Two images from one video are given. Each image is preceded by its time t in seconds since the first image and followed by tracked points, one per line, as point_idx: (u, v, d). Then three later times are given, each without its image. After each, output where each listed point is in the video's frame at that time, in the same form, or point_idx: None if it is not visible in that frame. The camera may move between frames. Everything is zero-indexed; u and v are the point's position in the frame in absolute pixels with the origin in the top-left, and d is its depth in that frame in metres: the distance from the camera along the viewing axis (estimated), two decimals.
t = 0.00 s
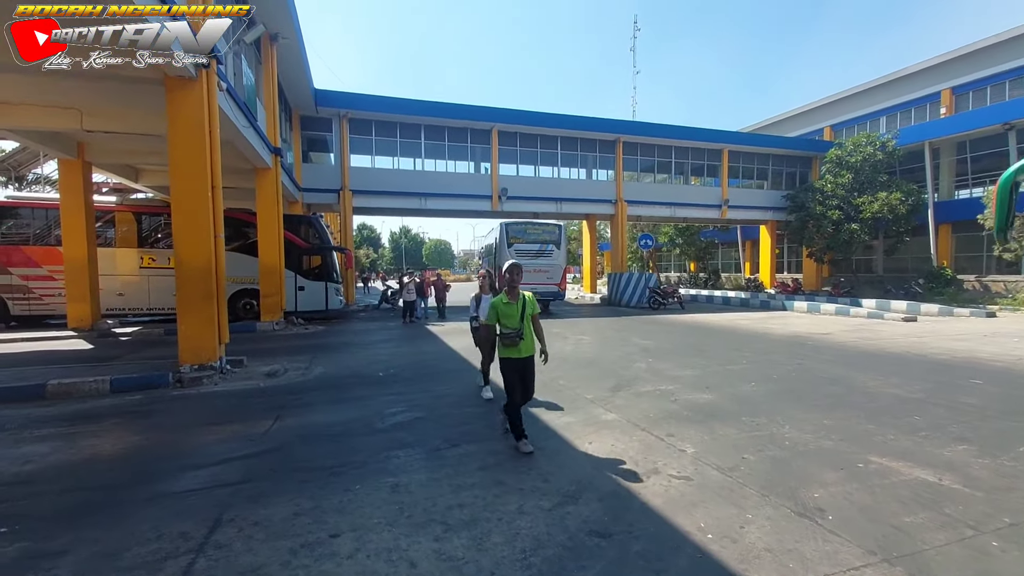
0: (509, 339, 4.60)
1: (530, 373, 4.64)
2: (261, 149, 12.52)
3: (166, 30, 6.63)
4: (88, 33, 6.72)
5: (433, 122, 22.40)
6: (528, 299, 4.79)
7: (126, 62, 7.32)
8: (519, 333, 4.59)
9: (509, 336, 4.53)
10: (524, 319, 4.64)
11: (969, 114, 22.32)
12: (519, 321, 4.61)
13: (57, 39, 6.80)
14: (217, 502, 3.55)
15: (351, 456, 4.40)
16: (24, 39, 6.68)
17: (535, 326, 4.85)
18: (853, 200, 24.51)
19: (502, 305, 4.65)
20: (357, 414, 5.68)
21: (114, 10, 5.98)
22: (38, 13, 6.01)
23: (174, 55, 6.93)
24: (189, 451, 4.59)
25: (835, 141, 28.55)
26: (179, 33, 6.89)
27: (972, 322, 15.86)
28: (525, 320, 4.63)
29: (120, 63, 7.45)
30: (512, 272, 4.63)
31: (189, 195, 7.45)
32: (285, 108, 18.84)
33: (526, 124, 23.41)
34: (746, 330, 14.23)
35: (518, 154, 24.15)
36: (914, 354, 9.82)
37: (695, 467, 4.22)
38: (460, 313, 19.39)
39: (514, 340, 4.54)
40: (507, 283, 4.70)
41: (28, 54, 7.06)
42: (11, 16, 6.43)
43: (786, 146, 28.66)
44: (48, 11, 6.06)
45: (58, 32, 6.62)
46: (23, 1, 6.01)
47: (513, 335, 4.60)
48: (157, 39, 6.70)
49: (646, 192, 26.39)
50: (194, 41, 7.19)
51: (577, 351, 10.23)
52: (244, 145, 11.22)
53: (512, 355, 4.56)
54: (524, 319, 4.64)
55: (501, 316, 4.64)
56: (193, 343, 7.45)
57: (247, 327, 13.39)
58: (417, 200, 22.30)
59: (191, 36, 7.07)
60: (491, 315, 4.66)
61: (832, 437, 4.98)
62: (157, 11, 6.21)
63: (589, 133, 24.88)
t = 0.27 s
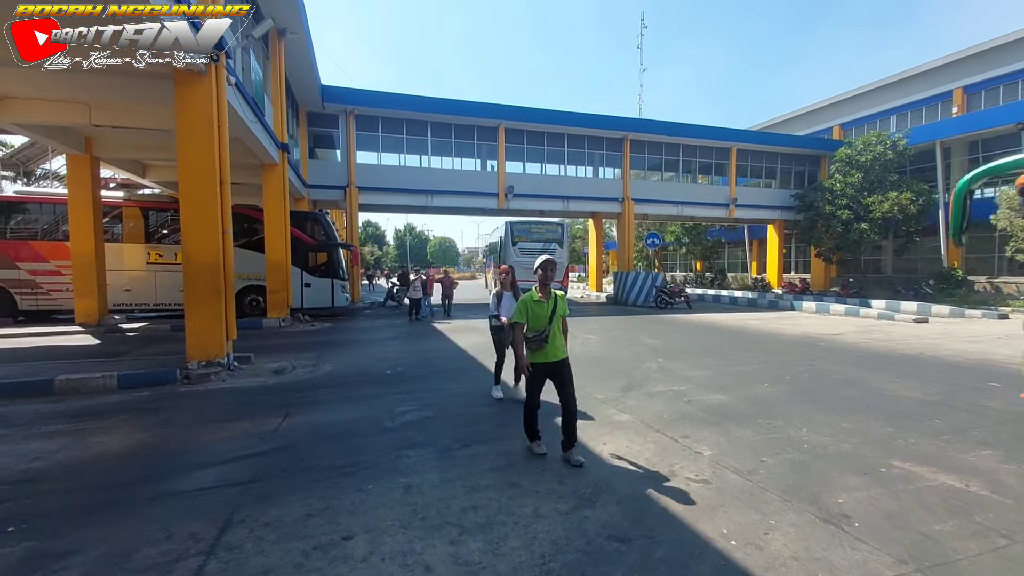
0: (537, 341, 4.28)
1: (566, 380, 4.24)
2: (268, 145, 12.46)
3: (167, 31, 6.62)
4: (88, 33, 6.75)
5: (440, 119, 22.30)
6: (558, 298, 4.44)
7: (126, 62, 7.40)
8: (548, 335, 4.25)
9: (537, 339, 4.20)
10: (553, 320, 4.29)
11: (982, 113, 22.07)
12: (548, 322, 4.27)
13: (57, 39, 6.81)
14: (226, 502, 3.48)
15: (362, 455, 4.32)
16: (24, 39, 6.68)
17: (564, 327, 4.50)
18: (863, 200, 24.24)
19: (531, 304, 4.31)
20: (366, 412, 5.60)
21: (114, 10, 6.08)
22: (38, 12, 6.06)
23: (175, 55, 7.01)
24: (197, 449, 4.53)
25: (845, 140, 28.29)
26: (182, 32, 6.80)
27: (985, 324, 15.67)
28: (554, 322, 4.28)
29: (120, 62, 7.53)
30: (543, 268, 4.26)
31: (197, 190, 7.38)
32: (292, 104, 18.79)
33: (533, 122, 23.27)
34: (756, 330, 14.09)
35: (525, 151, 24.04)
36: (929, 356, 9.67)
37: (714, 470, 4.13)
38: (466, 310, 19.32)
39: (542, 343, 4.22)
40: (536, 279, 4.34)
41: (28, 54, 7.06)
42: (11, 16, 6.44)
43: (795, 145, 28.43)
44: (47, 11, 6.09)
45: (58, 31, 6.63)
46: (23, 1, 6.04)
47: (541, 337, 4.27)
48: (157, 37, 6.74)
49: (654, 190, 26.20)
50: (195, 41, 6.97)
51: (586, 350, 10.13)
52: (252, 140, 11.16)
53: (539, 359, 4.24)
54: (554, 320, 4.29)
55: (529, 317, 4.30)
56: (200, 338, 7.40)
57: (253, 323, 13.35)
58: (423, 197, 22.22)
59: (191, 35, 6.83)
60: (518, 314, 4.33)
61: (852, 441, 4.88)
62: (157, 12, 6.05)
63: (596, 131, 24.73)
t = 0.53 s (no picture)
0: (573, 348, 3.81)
1: (602, 394, 3.79)
2: (270, 140, 12.33)
3: (167, 31, 6.68)
4: (88, 33, 6.90)
5: (442, 115, 22.16)
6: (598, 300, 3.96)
7: (126, 62, 7.55)
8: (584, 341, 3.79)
9: (573, 347, 3.74)
10: (591, 326, 3.82)
11: (989, 112, 21.92)
12: (585, 327, 3.81)
13: (57, 39, 6.94)
14: (228, 505, 3.37)
15: (368, 456, 4.21)
16: (24, 39, 6.81)
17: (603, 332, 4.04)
18: (868, 199, 24.04)
19: (567, 307, 3.84)
20: (371, 412, 5.50)
21: (114, 10, 6.21)
22: (38, 12, 6.22)
23: (175, 55, 7.00)
24: (197, 449, 4.42)
25: (849, 139, 28.10)
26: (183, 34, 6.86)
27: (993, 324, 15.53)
28: (593, 327, 3.82)
29: (120, 62, 7.68)
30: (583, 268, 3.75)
31: (199, 186, 7.26)
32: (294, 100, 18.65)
33: (536, 119, 23.12)
34: (761, 330, 13.96)
35: (527, 149, 23.89)
36: (938, 357, 9.57)
37: (730, 474, 4.03)
38: (468, 309, 19.21)
39: (578, 351, 3.76)
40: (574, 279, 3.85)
41: (28, 54, 7.19)
42: (11, 17, 6.60)
43: (799, 144, 28.25)
44: (47, 11, 6.22)
45: (58, 31, 6.76)
46: (23, 1, 6.18)
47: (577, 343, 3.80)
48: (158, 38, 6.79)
49: (657, 188, 26.03)
50: (195, 41, 6.98)
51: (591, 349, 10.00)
52: (253, 135, 11.02)
53: (574, 368, 3.78)
54: (592, 325, 3.83)
55: (565, 321, 3.83)
56: (201, 337, 7.28)
57: (254, 320, 13.24)
58: (425, 194, 22.09)
59: (191, 35, 6.88)
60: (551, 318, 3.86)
61: (868, 444, 4.78)
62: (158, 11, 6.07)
63: (599, 129, 24.58)
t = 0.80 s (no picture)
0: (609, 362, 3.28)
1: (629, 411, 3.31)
2: (266, 142, 12.15)
3: (167, 31, 6.43)
4: (88, 33, 6.66)
5: (440, 116, 22.01)
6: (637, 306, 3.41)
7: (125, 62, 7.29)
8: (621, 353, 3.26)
9: (610, 359, 3.21)
10: (630, 335, 3.31)
11: (988, 110, 21.90)
12: (623, 337, 3.29)
13: (57, 39, 6.74)
14: (224, 524, 3.20)
15: (370, 469, 4.05)
16: (24, 39, 6.62)
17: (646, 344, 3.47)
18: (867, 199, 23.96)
19: (601, 314, 3.32)
20: (371, 420, 5.34)
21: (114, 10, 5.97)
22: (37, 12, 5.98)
23: (175, 55, 6.82)
24: (192, 462, 4.25)
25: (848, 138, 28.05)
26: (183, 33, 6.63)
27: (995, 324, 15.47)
28: (631, 338, 3.31)
29: (120, 63, 7.42)
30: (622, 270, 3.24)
31: (194, 189, 7.09)
32: (290, 101, 18.46)
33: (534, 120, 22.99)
34: (763, 331, 13.86)
35: (526, 149, 23.76)
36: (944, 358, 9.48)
37: (746, 485, 3.89)
38: (468, 311, 19.06)
39: (616, 364, 3.23)
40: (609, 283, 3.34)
41: (28, 54, 7.00)
42: (11, 16, 6.41)
43: (798, 143, 28.19)
44: (47, 11, 6.06)
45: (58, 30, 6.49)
46: (23, 1, 6.02)
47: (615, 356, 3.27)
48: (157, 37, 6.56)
49: (656, 189, 25.91)
50: (195, 41, 6.81)
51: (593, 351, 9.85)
52: (250, 137, 10.85)
53: (610, 384, 3.25)
54: (631, 335, 3.32)
55: (599, 329, 3.33)
56: (196, 343, 7.09)
57: (251, 325, 13.07)
58: (424, 196, 21.92)
59: (191, 36, 6.68)
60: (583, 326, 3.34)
61: (885, 451, 4.65)
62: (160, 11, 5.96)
63: (598, 129, 24.46)
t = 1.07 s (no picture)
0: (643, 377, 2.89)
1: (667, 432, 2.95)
2: (256, 137, 11.92)
3: (167, 31, 6.47)
4: (88, 33, 6.70)
5: (433, 114, 21.82)
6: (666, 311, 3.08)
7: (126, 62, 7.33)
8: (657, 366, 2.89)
9: (646, 374, 2.83)
10: (664, 346, 2.98)
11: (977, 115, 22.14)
12: (656, 347, 2.93)
13: (57, 39, 6.79)
14: (206, 534, 3.04)
15: (360, 475, 3.90)
16: (24, 39, 6.65)
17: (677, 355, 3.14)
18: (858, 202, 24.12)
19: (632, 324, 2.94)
20: (362, 423, 5.18)
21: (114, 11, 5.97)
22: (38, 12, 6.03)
23: (175, 55, 6.84)
24: (173, 467, 4.07)
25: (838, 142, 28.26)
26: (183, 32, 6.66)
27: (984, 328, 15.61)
28: (665, 348, 2.96)
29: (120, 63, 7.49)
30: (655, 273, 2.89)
31: (181, 184, 6.88)
32: (281, 96, 18.19)
33: (527, 119, 22.88)
34: (756, 333, 13.86)
35: (519, 148, 23.64)
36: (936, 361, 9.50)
37: (748, 492, 3.79)
38: (459, 310, 18.88)
39: (655, 380, 2.84)
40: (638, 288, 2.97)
41: (29, 54, 7.05)
42: (11, 16, 6.43)
43: (789, 146, 28.35)
44: (47, 11, 6.06)
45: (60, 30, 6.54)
46: (22, 1, 6.01)
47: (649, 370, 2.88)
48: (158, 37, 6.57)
49: (648, 189, 25.90)
50: (195, 40, 6.85)
51: (587, 353, 9.75)
52: (238, 131, 10.61)
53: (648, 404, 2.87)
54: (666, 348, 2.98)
55: (629, 339, 2.95)
56: (179, 342, 6.88)
57: (238, 323, 12.81)
58: (416, 194, 21.70)
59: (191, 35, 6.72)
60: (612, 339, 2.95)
61: (886, 456, 4.59)
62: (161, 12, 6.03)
63: (591, 129, 24.41)
